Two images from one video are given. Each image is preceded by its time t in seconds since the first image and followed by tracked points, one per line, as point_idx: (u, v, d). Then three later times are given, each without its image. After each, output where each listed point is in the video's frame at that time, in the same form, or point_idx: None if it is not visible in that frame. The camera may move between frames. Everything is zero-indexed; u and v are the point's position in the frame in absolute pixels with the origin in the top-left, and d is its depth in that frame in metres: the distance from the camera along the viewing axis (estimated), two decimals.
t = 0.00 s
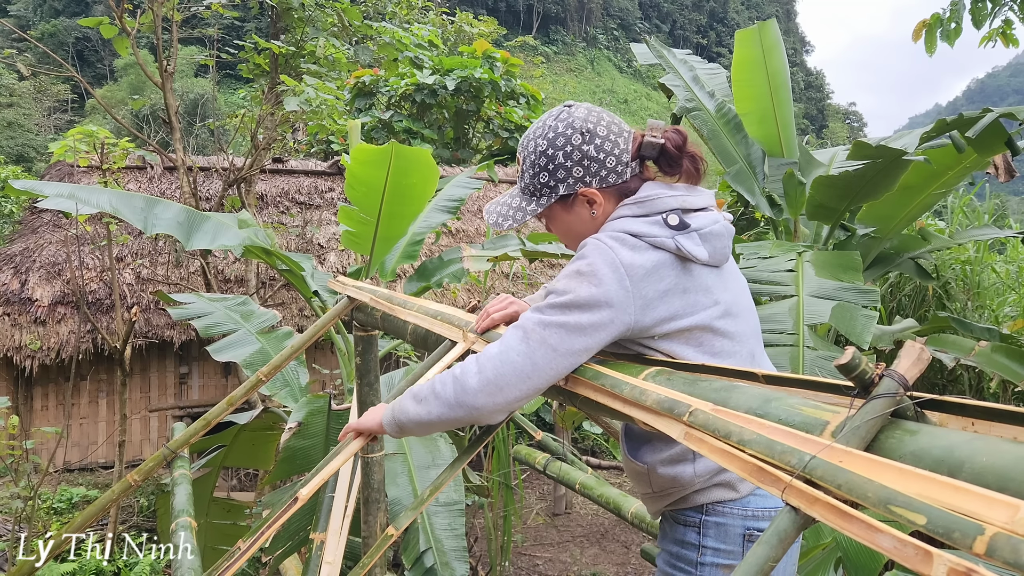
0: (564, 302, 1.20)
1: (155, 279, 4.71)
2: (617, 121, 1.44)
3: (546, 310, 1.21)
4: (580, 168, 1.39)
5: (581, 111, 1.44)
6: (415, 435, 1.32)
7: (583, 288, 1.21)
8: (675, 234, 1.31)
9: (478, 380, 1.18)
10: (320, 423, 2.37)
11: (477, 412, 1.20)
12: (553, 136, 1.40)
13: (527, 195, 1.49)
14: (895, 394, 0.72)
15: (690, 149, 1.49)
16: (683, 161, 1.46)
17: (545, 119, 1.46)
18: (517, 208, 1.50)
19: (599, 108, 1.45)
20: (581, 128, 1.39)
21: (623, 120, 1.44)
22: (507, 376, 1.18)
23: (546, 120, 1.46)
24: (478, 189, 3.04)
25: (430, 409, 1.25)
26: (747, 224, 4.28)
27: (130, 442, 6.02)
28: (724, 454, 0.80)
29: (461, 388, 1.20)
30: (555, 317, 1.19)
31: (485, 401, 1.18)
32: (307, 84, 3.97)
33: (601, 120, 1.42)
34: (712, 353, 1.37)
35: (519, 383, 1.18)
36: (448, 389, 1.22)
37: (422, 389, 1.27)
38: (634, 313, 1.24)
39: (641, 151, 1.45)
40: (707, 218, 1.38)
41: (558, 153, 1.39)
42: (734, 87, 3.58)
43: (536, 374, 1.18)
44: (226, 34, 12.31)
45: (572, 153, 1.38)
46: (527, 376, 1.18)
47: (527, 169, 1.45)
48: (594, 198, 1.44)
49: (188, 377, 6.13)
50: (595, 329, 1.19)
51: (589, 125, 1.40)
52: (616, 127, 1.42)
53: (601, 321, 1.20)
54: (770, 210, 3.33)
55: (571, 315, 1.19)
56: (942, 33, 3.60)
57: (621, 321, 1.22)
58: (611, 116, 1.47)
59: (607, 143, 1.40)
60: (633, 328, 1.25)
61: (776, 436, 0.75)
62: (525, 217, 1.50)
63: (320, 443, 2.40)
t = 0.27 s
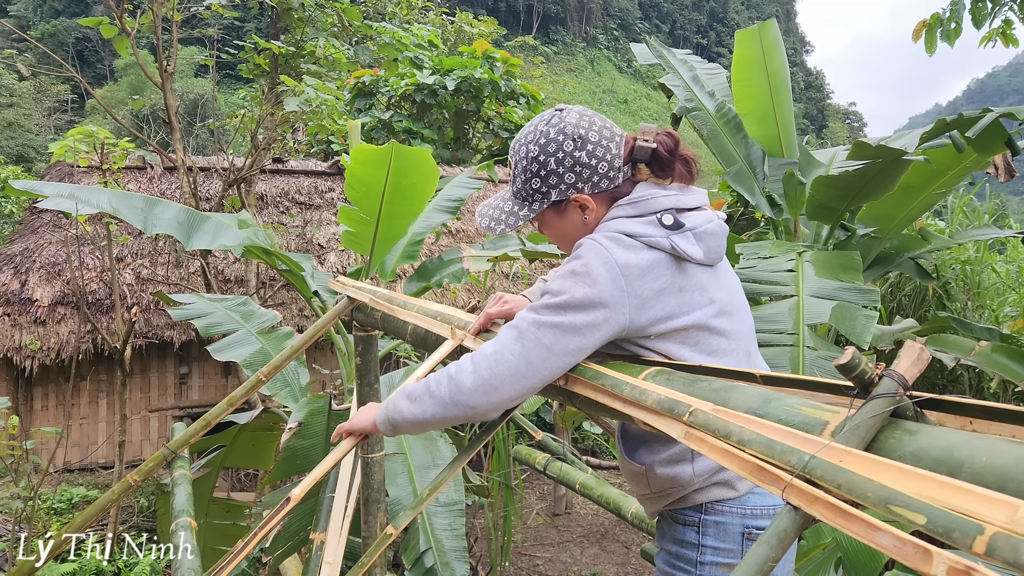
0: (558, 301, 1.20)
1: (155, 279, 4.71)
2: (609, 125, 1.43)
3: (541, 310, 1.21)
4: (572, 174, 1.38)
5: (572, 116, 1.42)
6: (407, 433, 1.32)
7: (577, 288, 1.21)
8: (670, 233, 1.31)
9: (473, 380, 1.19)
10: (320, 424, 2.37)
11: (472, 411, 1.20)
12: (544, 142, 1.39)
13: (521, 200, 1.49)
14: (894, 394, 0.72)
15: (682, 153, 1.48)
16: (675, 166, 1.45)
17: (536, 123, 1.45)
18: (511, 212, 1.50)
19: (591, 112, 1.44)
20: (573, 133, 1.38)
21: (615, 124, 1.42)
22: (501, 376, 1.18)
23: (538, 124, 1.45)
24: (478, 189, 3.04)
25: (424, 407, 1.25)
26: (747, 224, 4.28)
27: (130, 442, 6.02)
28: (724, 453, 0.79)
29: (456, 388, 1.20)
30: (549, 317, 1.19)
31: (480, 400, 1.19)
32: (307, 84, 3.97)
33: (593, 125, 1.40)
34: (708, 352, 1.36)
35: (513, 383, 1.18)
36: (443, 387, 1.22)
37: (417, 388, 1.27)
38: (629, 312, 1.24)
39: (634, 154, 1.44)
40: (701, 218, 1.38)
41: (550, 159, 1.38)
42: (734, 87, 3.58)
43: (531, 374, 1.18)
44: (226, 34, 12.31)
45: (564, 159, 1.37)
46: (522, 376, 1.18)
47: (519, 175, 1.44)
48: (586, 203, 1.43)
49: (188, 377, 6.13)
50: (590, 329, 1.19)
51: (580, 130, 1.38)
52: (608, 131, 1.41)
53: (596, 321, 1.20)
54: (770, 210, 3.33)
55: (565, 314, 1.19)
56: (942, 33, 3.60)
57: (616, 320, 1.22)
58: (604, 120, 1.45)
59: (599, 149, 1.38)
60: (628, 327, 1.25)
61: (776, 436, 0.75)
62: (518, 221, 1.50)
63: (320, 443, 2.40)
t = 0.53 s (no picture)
0: (558, 309, 1.20)
1: (155, 279, 4.71)
2: (606, 133, 1.41)
3: (541, 319, 1.21)
4: (564, 183, 1.38)
5: (569, 121, 1.40)
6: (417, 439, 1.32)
7: (577, 295, 1.21)
8: (669, 238, 1.31)
9: (476, 393, 1.19)
10: (320, 424, 2.37)
11: (475, 421, 1.21)
12: (538, 148, 1.38)
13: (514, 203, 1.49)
14: (894, 394, 0.72)
15: (680, 163, 1.46)
16: (670, 178, 1.43)
17: (533, 126, 1.43)
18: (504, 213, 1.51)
19: (589, 119, 1.42)
20: (567, 143, 1.37)
21: (611, 132, 1.40)
22: (504, 389, 1.18)
23: (534, 127, 1.43)
24: (478, 189, 3.04)
25: (430, 416, 1.25)
26: (747, 224, 4.28)
27: (130, 442, 6.02)
28: (724, 453, 0.79)
29: (459, 399, 1.20)
30: (550, 325, 1.19)
31: (484, 412, 1.19)
32: (307, 84, 3.97)
33: (588, 133, 1.38)
34: (707, 356, 1.37)
35: (516, 394, 1.19)
36: (447, 398, 1.22)
37: (423, 394, 1.27)
38: (629, 319, 1.24)
39: (630, 163, 1.42)
40: (700, 220, 1.38)
41: (543, 167, 1.38)
42: (734, 87, 3.58)
43: (532, 384, 1.19)
44: (226, 34, 12.32)
45: (556, 169, 1.37)
46: (525, 388, 1.19)
47: (513, 179, 1.44)
48: (578, 211, 1.43)
49: (188, 377, 6.13)
50: (591, 337, 1.20)
51: (575, 139, 1.37)
52: (604, 140, 1.39)
53: (596, 329, 1.20)
54: (770, 210, 3.33)
55: (566, 322, 1.19)
56: (942, 33, 3.60)
57: (616, 327, 1.22)
58: (602, 125, 1.43)
59: (593, 159, 1.37)
60: (628, 333, 1.26)
61: (776, 435, 0.75)
62: (511, 222, 1.50)
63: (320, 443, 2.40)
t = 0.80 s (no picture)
0: (558, 312, 1.20)
1: (155, 279, 4.71)
2: (609, 137, 1.40)
3: (541, 321, 1.21)
4: (561, 183, 1.38)
5: (573, 121, 1.40)
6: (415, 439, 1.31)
7: (576, 298, 1.21)
8: (668, 239, 1.31)
9: (476, 394, 1.19)
10: (320, 424, 2.37)
11: (474, 421, 1.21)
12: (540, 145, 1.38)
13: (514, 197, 1.50)
14: (895, 393, 0.72)
15: (682, 174, 1.45)
16: (670, 188, 1.42)
17: (538, 122, 1.43)
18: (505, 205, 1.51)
19: (594, 121, 1.41)
20: (568, 143, 1.36)
21: (614, 137, 1.39)
22: (503, 389, 1.19)
23: (539, 123, 1.43)
24: (478, 189, 3.04)
25: (430, 415, 1.25)
26: (747, 224, 4.28)
27: (130, 442, 6.02)
28: (725, 453, 0.79)
29: (458, 400, 1.20)
30: (549, 327, 1.20)
31: (484, 413, 1.19)
32: (307, 84, 3.97)
33: (591, 135, 1.38)
34: (707, 357, 1.37)
35: (515, 395, 1.19)
36: (447, 398, 1.22)
37: (421, 393, 1.26)
38: (629, 321, 1.25)
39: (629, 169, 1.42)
40: (699, 222, 1.38)
41: (542, 164, 1.38)
42: (734, 87, 3.58)
43: (532, 386, 1.19)
44: (226, 34, 12.32)
45: (555, 168, 1.37)
46: (524, 389, 1.19)
47: (515, 172, 1.44)
48: (574, 211, 1.43)
49: (188, 377, 6.13)
50: (590, 339, 1.20)
51: (576, 141, 1.37)
52: (606, 144, 1.38)
53: (595, 330, 1.20)
54: (769, 210, 3.32)
55: (565, 325, 1.19)
56: (942, 33, 3.60)
57: (615, 329, 1.22)
58: (607, 128, 1.42)
59: (593, 162, 1.37)
60: (628, 335, 1.26)
61: (777, 435, 0.75)
62: (510, 215, 1.51)
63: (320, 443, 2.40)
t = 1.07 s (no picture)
0: (563, 308, 1.21)
1: (155, 279, 4.71)
2: (614, 131, 1.40)
3: (546, 316, 1.21)
4: (567, 177, 1.38)
5: (578, 117, 1.40)
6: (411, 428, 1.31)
7: (582, 295, 1.21)
8: (675, 238, 1.31)
9: (479, 386, 1.19)
10: (319, 424, 2.37)
11: (476, 414, 1.21)
12: (545, 141, 1.38)
13: (520, 194, 1.49)
14: (895, 393, 0.72)
15: (687, 167, 1.44)
16: (675, 181, 1.41)
17: (542, 119, 1.43)
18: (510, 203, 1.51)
19: (598, 116, 1.41)
20: (573, 138, 1.36)
21: (619, 131, 1.39)
22: (506, 383, 1.18)
23: (544, 121, 1.43)
24: (478, 189, 3.04)
25: (432, 406, 1.24)
26: (747, 224, 4.28)
27: (130, 442, 6.02)
28: (724, 452, 0.79)
29: (461, 392, 1.20)
30: (554, 323, 1.20)
31: (487, 406, 1.19)
32: (307, 84, 3.97)
33: (596, 130, 1.38)
34: (710, 355, 1.37)
35: (518, 389, 1.19)
36: (450, 391, 1.22)
37: (424, 385, 1.27)
38: (633, 318, 1.25)
39: (635, 163, 1.41)
40: (705, 221, 1.38)
41: (547, 159, 1.38)
42: (734, 87, 3.58)
43: (535, 381, 1.19)
44: (226, 34, 12.32)
45: (560, 162, 1.37)
46: (526, 383, 1.19)
47: (520, 170, 1.44)
48: (580, 206, 1.43)
49: (188, 377, 6.13)
50: (594, 336, 1.20)
51: (581, 135, 1.37)
52: (611, 138, 1.38)
53: (600, 328, 1.20)
54: (769, 209, 3.32)
55: (571, 321, 1.20)
56: (942, 33, 3.60)
57: (620, 326, 1.23)
58: (612, 123, 1.42)
59: (598, 156, 1.37)
60: (632, 333, 1.26)
61: (775, 435, 0.75)
62: (516, 213, 1.51)
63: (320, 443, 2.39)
